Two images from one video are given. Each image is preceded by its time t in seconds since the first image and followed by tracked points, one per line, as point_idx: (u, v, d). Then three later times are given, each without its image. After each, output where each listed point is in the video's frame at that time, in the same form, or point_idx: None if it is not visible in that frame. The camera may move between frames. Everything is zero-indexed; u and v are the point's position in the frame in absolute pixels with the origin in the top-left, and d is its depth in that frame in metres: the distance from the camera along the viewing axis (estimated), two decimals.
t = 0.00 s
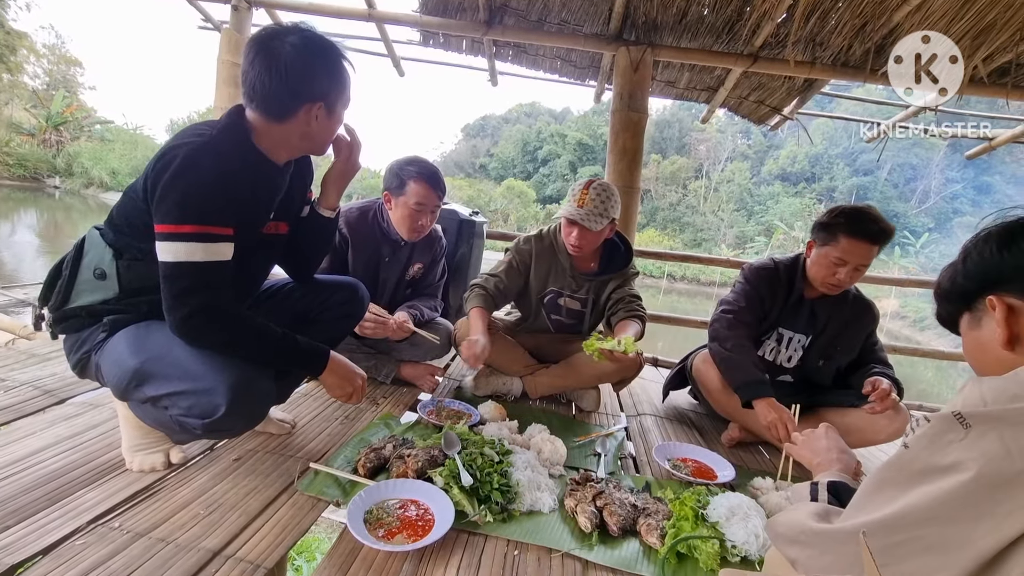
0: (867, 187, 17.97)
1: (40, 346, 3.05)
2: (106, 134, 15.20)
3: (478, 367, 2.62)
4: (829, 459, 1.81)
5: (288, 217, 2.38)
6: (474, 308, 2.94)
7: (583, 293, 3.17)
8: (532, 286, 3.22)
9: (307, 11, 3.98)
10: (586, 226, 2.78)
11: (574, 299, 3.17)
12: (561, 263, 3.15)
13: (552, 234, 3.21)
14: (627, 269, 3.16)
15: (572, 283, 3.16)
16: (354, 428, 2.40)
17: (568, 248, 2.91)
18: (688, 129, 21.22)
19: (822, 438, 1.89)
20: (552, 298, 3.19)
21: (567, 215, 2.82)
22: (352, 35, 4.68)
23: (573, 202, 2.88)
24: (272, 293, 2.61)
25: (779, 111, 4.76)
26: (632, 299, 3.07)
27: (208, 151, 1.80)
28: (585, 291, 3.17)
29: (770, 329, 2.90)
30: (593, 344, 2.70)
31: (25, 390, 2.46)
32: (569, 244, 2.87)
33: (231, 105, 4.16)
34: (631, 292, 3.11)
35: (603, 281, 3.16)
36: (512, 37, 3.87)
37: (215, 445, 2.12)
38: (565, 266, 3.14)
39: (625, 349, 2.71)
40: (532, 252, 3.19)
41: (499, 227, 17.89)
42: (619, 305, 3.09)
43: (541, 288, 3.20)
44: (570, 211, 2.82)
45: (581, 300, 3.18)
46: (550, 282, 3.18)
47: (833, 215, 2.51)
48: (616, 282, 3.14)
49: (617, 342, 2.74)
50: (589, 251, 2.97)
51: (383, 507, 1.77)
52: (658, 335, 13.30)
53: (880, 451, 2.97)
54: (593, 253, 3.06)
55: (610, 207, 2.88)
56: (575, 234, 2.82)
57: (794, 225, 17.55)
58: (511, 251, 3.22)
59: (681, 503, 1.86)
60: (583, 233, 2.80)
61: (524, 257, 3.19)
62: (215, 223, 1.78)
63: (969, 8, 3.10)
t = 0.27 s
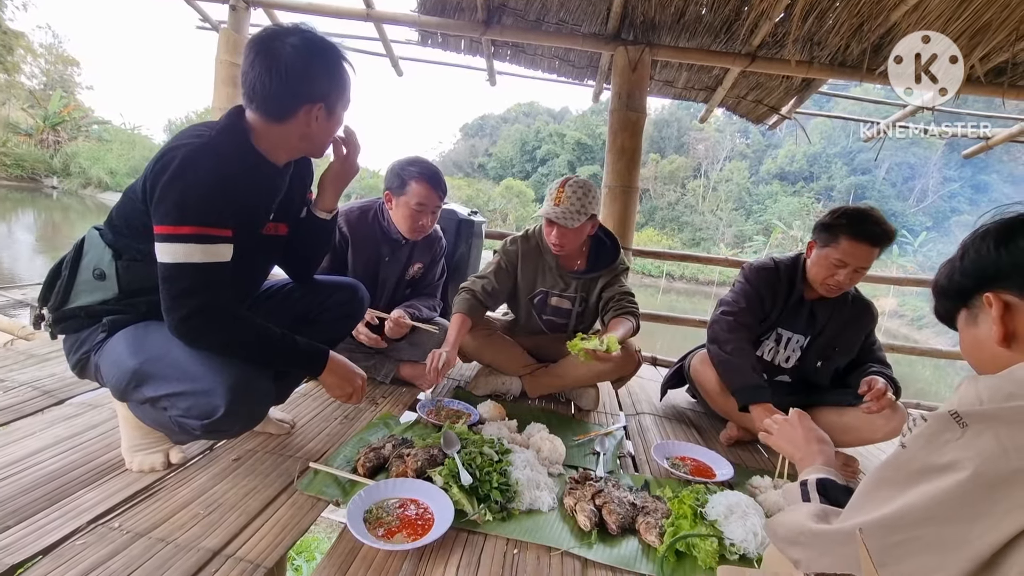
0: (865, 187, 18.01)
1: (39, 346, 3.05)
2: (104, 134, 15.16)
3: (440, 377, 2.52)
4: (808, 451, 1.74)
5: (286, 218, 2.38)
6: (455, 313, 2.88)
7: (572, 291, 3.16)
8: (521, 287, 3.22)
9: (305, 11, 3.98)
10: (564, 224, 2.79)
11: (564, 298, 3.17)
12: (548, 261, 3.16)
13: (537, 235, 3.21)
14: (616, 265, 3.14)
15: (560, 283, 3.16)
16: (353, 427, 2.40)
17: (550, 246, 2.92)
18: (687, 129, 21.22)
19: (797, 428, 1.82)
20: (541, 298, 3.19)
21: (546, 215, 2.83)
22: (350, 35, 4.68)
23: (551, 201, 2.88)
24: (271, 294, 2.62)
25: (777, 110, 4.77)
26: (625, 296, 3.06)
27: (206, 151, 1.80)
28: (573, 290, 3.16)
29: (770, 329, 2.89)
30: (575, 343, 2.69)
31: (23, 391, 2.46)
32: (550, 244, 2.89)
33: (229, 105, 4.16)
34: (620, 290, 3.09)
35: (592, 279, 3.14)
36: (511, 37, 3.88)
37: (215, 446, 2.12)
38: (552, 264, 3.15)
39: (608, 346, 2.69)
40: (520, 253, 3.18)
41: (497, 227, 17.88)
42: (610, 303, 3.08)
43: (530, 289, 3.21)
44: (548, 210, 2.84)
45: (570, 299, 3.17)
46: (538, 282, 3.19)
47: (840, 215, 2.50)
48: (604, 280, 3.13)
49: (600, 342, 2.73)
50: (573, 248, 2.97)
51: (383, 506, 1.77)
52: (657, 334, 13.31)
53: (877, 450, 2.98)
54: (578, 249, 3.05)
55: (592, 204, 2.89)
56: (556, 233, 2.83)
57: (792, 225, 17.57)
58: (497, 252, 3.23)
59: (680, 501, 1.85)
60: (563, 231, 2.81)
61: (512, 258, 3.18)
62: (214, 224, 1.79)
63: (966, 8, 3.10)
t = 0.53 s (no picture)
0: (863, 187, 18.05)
1: (39, 346, 3.05)
2: (103, 134, 15.14)
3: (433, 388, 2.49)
4: (807, 462, 1.73)
5: (286, 219, 2.39)
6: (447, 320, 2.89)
7: (566, 292, 3.16)
8: (515, 289, 3.23)
9: (305, 11, 3.99)
10: (552, 227, 2.79)
11: (558, 300, 3.17)
12: (539, 262, 3.17)
13: (528, 237, 3.20)
14: (611, 264, 3.15)
15: (554, 284, 3.16)
16: (354, 427, 2.41)
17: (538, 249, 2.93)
18: (686, 129, 21.23)
19: (796, 440, 1.80)
20: (535, 301, 3.20)
21: (532, 219, 2.84)
22: (349, 35, 4.68)
23: (537, 204, 2.90)
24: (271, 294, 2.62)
25: (776, 110, 4.78)
26: (622, 296, 3.08)
27: (207, 152, 1.81)
28: (567, 291, 3.16)
29: (768, 329, 2.90)
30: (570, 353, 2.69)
31: (24, 390, 2.46)
32: (539, 246, 2.90)
33: (229, 105, 4.16)
34: (615, 289, 3.11)
35: (586, 278, 3.15)
36: (510, 37, 3.88)
37: (215, 445, 2.13)
38: (544, 265, 3.15)
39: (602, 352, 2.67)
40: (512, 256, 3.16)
41: (497, 227, 17.87)
42: (608, 303, 3.10)
43: (525, 292, 3.22)
44: (534, 214, 2.84)
45: (565, 300, 3.17)
46: (532, 284, 3.19)
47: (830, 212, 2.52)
48: (599, 279, 3.14)
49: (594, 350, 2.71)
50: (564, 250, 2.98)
51: (384, 506, 1.78)
52: (656, 334, 13.31)
53: (876, 449, 2.99)
54: (568, 251, 3.04)
55: (578, 206, 2.90)
56: (544, 236, 2.84)
57: (791, 225, 17.58)
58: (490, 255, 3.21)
59: (679, 501, 1.87)
60: (551, 234, 2.82)
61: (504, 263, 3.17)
62: (215, 225, 1.79)
63: (964, 9, 3.11)
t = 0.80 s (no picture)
0: (862, 186, 18.07)
1: (38, 346, 3.04)
2: (101, 133, 15.10)
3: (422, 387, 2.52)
4: (807, 464, 1.72)
5: (284, 219, 2.38)
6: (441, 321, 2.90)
7: (563, 292, 3.17)
8: (511, 290, 3.23)
9: (304, 10, 3.98)
10: (543, 228, 2.80)
11: (555, 299, 3.18)
12: (535, 262, 3.17)
13: (524, 237, 3.22)
14: (607, 262, 3.15)
15: (550, 283, 3.17)
16: (353, 426, 2.41)
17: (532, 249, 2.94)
18: (685, 128, 21.24)
19: (796, 440, 1.80)
20: (533, 300, 3.21)
21: (527, 222, 2.85)
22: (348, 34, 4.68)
23: (530, 206, 2.91)
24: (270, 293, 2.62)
25: (775, 110, 4.79)
26: (619, 295, 3.08)
27: (204, 150, 1.81)
28: (564, 290, 3.17)
29: (765, 328, 2.92)
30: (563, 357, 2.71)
31: (22, 389, 2.46)
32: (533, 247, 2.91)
33: (227, 104, 4.15)
34: (613, 287, 3.11)
35: (583, 278, 3.15)
36: (509, 36, 3.88)
37: (214, 444, 2.13)
38: (540, 266, 3.15)
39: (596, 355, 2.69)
40: (508, 256, 3.17)
41: (496, 226, 17.87)
42: (605, 302, 3.10)
43: (522, 292, 3.22)
44: (528, 216, 2.85)
45: (562, 298, 3.18)
46: (530, 284, 3.20)
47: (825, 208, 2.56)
48: (596, 278, 3.13)
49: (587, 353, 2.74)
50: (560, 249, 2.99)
51: (383, 505, 1.78)
52: (656, 334, 13.32)
53: (874, 448, 3.00)
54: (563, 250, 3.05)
55: (572, 206, 2.91)
56: (537, 238, 2.85)
57: (790, 224, 17.60)
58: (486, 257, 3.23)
59: (677, 501, 1.88)
60: (544, 235, 2.82)
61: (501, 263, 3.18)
62: (212, 224, 1.79)
63: (963, 9, 3.12)
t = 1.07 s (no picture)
0: (860, 187, 18.10)
1: (37, 345, 3.04)
2: (100, 132, 15.07)
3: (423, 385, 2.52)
4: (813, 465, 1.73)
5: (284, 218, 2.38)
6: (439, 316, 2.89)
7: (561, 291, 3.17)
8: (510, 289, 3.24)
9: (303, 10, 3.98)
10: (542, 226, 2.79)
11: (553, 298, 3.18)
12: (533, 262, 3.18)
13: (522, 237, 3.24)
14: (604, 260, 3.14)
15: (548, 283, 3.18)
16: (352, 426, 2.40)
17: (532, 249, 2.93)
18: (684, 128, 21.25)
19: (804, 438, 1.80)
20: (531, 299, 3.21)
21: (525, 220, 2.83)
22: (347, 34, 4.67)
23: (529, 204, 2.90)
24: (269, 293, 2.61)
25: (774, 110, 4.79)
26: (612, 293, 3.05)
27: (200, 147, 1.80)
28: (561, 289, 3.17)
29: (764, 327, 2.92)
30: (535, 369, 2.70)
31: (20, 389, 2.45)
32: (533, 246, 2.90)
33: (226, 103, 4.15)
34: (608, 284, 3.08)
35: (580, 276, 3.15)
36: (509, 35, 3.87)
37: (212, 444, 2.12)
38: (537, 265, 3.17)
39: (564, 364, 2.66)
40: (506, 255, 3.18)
41: (495, 226, 17.85)
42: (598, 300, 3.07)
43: (520, 291, 3.23)
44: (527, 215, 2.84)
45: (559, 298, 3.18)
46: (527, 283, 3.21)
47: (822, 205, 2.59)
48: (591, 275, 3.13)
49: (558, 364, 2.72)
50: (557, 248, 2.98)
51: (382, 504, 1.78)
52: (655, 334, 13.31)
53: (873, 448, 3.00)
54: (562, 249, 3.06)
55: (572, 206, 2.90)
56: (536, 237, 2.84)
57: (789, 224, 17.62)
58: (485, 257, 3.25)
59: (677, 501, 1.88)
60: (543, 234, 2.82)
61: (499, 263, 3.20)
62: (209, 221, 1.78)
63: (962, 9, 3.12)
